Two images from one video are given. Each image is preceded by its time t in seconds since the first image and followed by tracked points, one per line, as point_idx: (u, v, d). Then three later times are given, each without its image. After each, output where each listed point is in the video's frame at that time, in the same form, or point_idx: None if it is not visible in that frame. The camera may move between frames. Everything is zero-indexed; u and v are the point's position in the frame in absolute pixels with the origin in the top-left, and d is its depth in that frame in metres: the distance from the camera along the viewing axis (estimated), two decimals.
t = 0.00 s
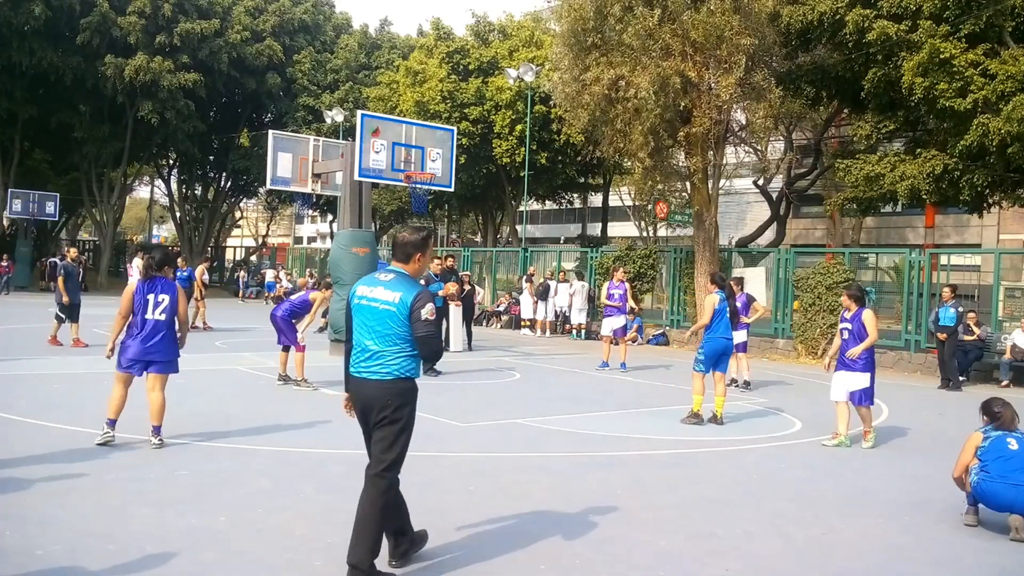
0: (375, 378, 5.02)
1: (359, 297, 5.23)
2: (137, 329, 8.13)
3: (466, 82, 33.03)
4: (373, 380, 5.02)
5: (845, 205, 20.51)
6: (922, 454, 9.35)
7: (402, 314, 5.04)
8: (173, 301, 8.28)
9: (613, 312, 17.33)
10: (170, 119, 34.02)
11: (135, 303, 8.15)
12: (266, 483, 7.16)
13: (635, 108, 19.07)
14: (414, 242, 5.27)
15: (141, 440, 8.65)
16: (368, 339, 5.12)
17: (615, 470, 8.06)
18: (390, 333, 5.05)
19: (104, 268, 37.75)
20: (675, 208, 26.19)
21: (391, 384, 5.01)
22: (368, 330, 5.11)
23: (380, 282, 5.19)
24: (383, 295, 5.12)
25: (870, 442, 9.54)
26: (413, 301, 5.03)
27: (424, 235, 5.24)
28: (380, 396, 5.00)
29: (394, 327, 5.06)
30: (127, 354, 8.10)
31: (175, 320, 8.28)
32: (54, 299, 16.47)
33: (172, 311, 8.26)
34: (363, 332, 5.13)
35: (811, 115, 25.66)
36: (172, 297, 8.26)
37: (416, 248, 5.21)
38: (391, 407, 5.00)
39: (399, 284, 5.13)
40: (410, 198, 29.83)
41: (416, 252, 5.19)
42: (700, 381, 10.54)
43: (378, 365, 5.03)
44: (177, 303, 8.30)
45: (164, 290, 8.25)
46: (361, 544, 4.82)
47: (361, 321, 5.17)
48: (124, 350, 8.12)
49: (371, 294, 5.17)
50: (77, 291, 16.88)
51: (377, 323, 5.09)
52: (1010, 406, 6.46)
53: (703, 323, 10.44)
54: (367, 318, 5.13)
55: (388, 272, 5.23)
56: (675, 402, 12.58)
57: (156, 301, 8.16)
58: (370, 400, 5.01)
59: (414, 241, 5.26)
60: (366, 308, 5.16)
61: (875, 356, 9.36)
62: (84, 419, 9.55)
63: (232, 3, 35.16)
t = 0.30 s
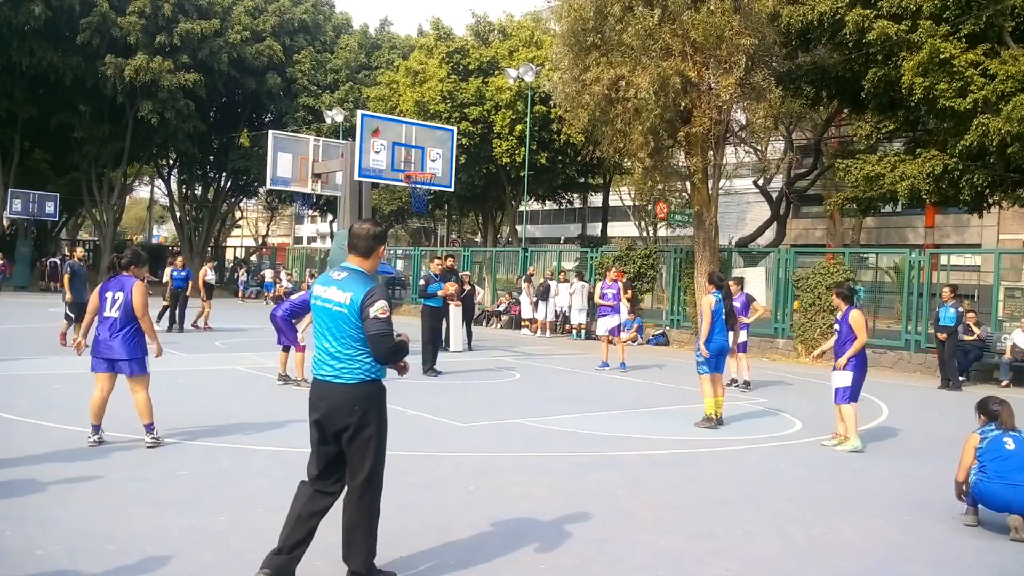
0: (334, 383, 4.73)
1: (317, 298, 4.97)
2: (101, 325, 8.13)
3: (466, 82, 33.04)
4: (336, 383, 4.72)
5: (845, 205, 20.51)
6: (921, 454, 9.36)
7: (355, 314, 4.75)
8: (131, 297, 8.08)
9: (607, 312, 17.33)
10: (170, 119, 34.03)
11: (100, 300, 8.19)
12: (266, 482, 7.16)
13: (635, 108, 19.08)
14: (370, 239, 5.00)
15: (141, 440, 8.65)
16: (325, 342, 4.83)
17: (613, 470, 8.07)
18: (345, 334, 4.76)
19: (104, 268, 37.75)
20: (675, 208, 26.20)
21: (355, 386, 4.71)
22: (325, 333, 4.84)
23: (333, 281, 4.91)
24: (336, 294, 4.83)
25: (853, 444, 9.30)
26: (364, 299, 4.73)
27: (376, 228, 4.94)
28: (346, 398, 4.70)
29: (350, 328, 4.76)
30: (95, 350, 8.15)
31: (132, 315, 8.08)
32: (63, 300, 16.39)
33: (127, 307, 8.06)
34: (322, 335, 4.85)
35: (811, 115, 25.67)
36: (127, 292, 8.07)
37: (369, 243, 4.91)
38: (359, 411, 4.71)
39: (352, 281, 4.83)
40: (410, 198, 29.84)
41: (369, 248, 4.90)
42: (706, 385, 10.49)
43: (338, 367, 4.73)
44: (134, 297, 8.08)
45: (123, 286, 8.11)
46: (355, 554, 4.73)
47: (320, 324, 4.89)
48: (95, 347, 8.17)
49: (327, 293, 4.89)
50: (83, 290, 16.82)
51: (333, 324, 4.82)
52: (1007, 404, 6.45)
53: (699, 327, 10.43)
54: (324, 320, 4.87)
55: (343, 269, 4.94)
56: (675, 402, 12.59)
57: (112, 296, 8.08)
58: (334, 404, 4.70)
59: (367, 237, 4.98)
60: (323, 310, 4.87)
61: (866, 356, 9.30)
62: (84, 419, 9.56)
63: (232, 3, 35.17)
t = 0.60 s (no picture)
0: (287, 391, 4.46)
1: (269, 300, 4.68)
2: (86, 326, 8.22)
3: (466, 82, 33.03)
4: (287, 391, 4.46)
5: (845, 205, 20.51)
6: (921, 454, 9.36)
7: (311, 313, 4.49)
8: (106, 293, 8.16)
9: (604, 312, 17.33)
10: (170, 119, 34.03)
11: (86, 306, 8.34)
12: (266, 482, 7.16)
13: (635, 108, 19.08)
14: (327, 236, 4.73)
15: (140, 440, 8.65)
16: (278, 346, 4.56)
17: (613, 470, 8.07)
18: (301, 336, 4.50)
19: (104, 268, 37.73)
20: (675, 208, 26.21)
21: (310, 393, 4.45)
22: (279, 336, 4.57)
23: (287, 281, 4.64)
24: (290, 294, 4.56)
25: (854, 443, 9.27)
26: (321, 297, 4.48)
27: (333, 225, 4.71)
28: (299, 407, 4.43)
29: (304, 329, 4.51)
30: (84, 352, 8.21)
31: (108, 310, 8.13)
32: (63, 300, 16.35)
33: (104, 303, 8.14)
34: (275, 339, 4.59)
35: (811, 115, 25.67)
36: (102, 288, 8.17)
37: (326, 239, 4.67)
38: (314, 421, 4.44)
39: (307, 279, 4.58)
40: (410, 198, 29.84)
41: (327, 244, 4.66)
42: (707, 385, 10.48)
43: (292, 372, 4.47)
44: (108, 292, 8.15)
45: (101, 283, 8.22)
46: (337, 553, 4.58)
47: (273, 327, 4.62)
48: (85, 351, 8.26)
49: (279, 294, 4.62)
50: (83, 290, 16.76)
51: (286, 327, 4.55)
52: (1006, 404, 6.47)
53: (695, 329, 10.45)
54: (277, 322, 4.59)
55: (298, 268, 4.68)
56: (675, 402, 12.60)
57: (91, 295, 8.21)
58: (286, 412, 4.43)
59: (323, 233, 4.72)
60: (276, 312, 4.61)
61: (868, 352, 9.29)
62: (84, 419, 9.56)
63: (232, 3, 35.18)
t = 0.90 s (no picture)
0: (251, 391, 4.20)
1: (227, 298, 4.37)
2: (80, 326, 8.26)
3: (466, 82, 33.02)
4: (249, 391, 4.20)
5: (845, 205, 20.53)
6: (921, 454, 9.36)
7: (276, 309, 4.20)
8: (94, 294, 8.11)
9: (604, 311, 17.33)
10: (170, 119, 34.03)
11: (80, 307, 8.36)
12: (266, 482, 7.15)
13: (635, 108, 19.09)
14: (285, 226, 4.41)
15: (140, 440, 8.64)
16: (240, 345, 4.27)
17: (613, 470, 8.07)
18: (265, 333, 4.22)
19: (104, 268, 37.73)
20: (675, 207, 26.22)
21: (273, 394, 4.18)
22: (241, 335, 4.28)
23: (247, 276, 4.33)
24: (251, 290, 4.26)
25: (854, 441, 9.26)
26: (285, 291, 4.20)
27: (295, 214, 4.40)
28: (262, 408, 4.16)
29: (268, 327, 4.23)
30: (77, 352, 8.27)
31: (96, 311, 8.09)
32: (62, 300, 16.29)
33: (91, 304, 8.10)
34: (237, 338, 4.31)
35: (811, 115, 25.68)
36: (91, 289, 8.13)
37: (287, 230, 4.38)
38: (277, 422, 4.17)
39: (269, 273, 4.28)
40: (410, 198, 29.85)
41: (287, 235, 4.36)
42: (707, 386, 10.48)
43: (255, 372, 4.20)
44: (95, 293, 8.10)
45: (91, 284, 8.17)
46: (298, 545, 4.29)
47: (234, 324, 4.33)
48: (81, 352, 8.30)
49: (238, 290, 4.31)
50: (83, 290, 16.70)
51: (249, 324, 4.26)
52: (1006, 405, 6.47)
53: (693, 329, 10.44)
54: (238, 319, 4.30)
55: (258, 262, 4.37)
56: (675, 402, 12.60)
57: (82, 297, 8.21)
58: (246, 415, 4.18)
59: (280, 223, 4.39)
60: (236, 310, 4.31)
61: (872, 351, 9.26)
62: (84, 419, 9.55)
63: (231, 3, 35.18)
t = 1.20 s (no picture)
0: (208, 395, 4.17)
1: (191, 300, 4.32)
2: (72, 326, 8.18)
3: (466, 82, 33.02)
4: (206, 395, 4.17)
5: (845, 205, 20.55)
6: (920, 454, 9.36)
7: (244, 313, 4.18)
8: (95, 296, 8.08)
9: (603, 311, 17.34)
10: (170, 119, 34.01)
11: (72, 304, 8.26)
12: (265, 482, 7.15)
13: (635, 108, 19.09)
14: (252, 227, 4.38)
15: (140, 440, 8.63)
16: (203, 349, 4.24)
17: (613, 470, 8.07)
18: (230, 339, 4.20)
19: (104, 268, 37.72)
20: (675, 207, 26.24)
21: (229, 400, 4.15)
22: (204, 338, 4.25)
23: (212, 278, 4.29)
24: (217, 294, 4.23)
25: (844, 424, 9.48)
26: (253, 297, 4.17)
27: (264, 216, 4.39)
28: (215, 414, 4.13)
29: (233, 332, 4.20)
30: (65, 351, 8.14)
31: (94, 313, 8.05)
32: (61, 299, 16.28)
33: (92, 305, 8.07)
34: (199, 341, 4.28)
35: (811, 115, 25.69)
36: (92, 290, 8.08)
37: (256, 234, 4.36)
38: (229, 427, 4.13)
39: (235, 277, 4.25)
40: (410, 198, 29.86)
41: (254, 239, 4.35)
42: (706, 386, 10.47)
43: (216, 377, 4.17)
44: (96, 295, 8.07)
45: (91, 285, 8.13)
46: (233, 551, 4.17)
47: (197, 327, 4.30)
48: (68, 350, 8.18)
49: (203, 292, 4.28)
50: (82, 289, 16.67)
51: (214, 328, 4.23)
52: (1005, 405, 6.47)
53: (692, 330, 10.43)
54: (202, 322, 4.26)
55: (225, 264, 4.33)
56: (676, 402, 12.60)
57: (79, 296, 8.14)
58: (200, 417, 4.15)
59: (252, 226, 4.37)
60: (200, 312, 4.27)
61: (875, 350, 9.26)
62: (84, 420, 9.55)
63: (231, 4, 35.17)
